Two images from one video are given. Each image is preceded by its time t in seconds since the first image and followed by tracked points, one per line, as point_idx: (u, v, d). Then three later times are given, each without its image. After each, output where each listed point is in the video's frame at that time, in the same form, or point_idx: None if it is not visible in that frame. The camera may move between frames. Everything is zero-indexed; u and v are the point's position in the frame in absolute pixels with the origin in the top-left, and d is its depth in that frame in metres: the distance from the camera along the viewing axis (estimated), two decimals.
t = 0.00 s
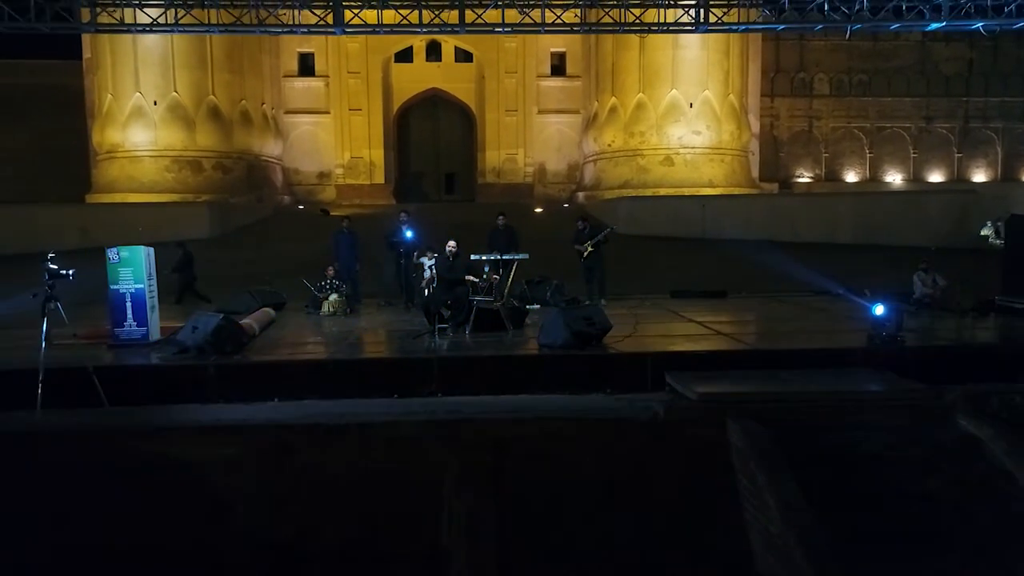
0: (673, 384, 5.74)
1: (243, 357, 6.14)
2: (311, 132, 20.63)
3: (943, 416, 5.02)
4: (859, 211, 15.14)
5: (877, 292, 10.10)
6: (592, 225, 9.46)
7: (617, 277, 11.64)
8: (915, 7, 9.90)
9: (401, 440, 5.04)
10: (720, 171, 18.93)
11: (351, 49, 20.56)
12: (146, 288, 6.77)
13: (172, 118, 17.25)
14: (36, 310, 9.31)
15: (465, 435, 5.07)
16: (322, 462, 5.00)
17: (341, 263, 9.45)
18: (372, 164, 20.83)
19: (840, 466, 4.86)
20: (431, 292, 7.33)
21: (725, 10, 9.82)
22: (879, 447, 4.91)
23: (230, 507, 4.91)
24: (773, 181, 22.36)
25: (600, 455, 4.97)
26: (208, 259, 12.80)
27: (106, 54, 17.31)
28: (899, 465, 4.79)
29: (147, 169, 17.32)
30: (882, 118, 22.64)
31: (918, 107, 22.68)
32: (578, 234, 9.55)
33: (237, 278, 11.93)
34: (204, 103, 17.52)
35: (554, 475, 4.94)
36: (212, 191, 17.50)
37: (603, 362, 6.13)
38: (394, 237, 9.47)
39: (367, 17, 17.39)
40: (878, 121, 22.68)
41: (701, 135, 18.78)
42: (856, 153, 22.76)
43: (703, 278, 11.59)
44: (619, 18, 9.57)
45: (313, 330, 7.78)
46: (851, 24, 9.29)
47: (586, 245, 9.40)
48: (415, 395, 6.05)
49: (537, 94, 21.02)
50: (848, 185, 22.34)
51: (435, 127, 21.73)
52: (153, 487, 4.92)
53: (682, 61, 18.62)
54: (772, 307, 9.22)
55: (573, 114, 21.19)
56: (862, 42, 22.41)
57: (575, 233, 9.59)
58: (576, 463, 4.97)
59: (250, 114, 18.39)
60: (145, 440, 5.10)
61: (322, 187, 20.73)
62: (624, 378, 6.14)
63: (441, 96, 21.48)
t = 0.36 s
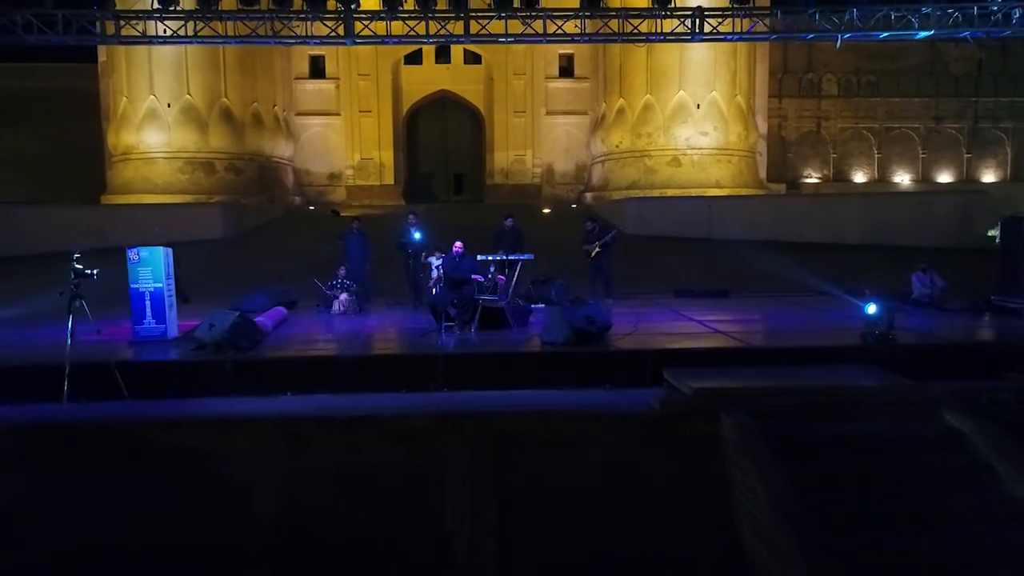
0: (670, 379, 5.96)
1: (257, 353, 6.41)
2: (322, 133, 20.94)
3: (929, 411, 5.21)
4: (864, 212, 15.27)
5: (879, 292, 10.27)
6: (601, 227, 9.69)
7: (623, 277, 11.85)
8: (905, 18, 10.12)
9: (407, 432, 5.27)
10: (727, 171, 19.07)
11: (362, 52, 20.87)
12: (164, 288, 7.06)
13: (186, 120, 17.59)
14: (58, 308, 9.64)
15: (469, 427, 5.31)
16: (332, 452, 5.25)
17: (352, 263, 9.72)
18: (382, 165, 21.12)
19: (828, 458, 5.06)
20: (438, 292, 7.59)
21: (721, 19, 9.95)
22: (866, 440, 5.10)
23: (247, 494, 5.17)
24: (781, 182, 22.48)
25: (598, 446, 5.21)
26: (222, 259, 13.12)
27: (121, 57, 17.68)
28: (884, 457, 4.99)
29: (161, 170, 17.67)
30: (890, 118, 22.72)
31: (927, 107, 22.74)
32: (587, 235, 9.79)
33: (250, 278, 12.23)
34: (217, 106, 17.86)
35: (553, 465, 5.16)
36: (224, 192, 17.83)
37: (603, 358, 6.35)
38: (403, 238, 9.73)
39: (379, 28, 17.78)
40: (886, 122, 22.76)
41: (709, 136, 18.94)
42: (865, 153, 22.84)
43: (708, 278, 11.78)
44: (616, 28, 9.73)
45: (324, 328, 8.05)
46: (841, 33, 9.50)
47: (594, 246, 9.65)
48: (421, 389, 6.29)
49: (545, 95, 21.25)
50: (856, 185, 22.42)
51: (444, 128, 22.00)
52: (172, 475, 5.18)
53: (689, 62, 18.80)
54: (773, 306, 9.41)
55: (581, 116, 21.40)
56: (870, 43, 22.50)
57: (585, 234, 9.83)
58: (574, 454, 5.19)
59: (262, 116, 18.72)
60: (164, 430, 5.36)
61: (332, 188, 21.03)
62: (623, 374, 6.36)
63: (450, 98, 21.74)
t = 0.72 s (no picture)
0: (666, 376, 6.18)
1: (269, 349, 6.68)
2: (331, 134, 21.22)
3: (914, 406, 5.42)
4: (868, 213, 15.42)
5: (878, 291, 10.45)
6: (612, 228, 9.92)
7: (626, 277, 12.06)
8: (895, 28, 10.26)
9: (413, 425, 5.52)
10: (733, 173, 19.21)
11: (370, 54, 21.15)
12: (180, 287, 7.33)
13: (196, 122, 17.90)
14: (74, 307, 9.93)
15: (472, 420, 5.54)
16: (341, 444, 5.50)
17: (360, 262, 9.95)
18: (390, 166, 21.41)
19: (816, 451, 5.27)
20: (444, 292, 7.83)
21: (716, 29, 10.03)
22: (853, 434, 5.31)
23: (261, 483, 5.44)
24: (787, 182, 22.60)
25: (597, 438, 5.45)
26: (233, 259, 13.41)
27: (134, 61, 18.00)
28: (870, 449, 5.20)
29: (172, 171, 17.99)
30: (896, 118, 22.82)
31: (933, 108, 22.83)
32: (598, 236, 10.00)
33: (261, 278, 12.51)
34: (227, 108, 18.17)
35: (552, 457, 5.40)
36: (233, 194, 18.13)
37: (602, 356, 6.58)
38: (409, 239, 9.97)
39: (388, 37, 18.08)
40: (892, 122, 22.85)
41: (714, 137, 19.09)
42: (870, 153, 22.95)
43: (710, 278, 11.98)
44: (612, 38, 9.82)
45: (333, 326, 8.30)
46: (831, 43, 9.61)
47: (604, 247, 9.88)
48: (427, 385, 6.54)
49: (551, 97, 21.49)
50: (862, 186, 22.52)
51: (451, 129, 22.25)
52: (189, 465, 5.44)
53: (694, 64, 18.96)
54: (772, 306, 9.60)
55: (587, 117, 21.61)
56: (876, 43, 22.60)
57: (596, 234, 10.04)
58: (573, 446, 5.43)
59: (271, 118, 19.03)
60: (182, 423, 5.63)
61: (340, 189, 21.31)
62: (622, 370, 6.59)
63: (457, 99, 21.99)
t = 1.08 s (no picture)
0: (663, 373, 6.42)
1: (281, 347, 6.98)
2: (339, 136, 21.51)
3: (898, 401, 5.67)
4: (871, 214, 15.60)
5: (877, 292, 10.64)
6: (616, 229, 10.13)
7: (628, 278, 12.29)
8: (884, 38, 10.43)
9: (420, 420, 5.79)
10: (737, 174, 19.38)
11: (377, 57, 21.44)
12: (195, 288, 7.60)
13: (206, 125, 18.20)
14: (90, 307, 10.23)
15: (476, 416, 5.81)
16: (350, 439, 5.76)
17: (368, 264, 10.13)
18: (396, 168, 21.69)
19: (804, 445, 5.51)
20: (449, 292, 8.08)
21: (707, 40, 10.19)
22: (841, 429, 5.55)
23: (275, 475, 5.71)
24: (792, 183, 22.75)
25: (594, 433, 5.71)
26: (243, 260, 13.71)
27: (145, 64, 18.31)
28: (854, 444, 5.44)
29: (182, 173, 18.31)
30: (901, 120, 22.94)
31: (938, 109, 22.95)
32: (603, 237, 10.23)
33: (271, 279, 12.79)
34: (237, 111, 18.48)
35: (552, 450, 5.66)
36: (242, 195, 18.41)
37: (601, 354, 6.83)
38: (415, 241, 10.23)
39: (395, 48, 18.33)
40: (897, 124, 22.97)
41: (718, 139, 19.27)
42: (875, 155, 23.08)
43: (711, 279, 12.20)
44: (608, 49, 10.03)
45: (341, 325, 8.57)
46: (821, 53, 9.73)
47: (608, 248, 10.09)
48: (432, 381, 6.81)
49: (557, 99, 21.73)
50: (867, 187, 22.65)
51: (457, 130, 22.50)
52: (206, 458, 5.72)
53: (699, 67, 19.14)
54: (772, 307, 9.82)
55: (593, 118, 21.83)
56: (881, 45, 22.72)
57: (600, 236, 10.26)
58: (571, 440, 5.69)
59: (280, 120, 19.34)
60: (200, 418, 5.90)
61: (348, 190, 21.61)
62: (620, 368, 6.85)
63: (463, 101, 22.25)
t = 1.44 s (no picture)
0: (657, 372, 6.65)
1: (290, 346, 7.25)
2: (344, 138, 21.78)
3: (882, 399, 5.89)
4: (871, 215, 15.79)
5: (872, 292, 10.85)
6: (616, 231, 10.30)
7: (629, 279, 12.52)
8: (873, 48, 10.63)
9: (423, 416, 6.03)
10: (739, 175, 19.58)
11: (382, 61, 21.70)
12: (206, 289, 7.86)
13: (213, 127, 18.51)
14: (102, 307, 10.51)
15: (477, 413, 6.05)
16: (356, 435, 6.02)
17: (373, 265, 10.28)
18: (401, 169, 21.95)
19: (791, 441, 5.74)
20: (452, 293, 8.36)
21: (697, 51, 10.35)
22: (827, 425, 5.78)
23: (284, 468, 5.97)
24: (794, 184, 22.92)
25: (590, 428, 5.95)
26: (250, 261, 13.99)
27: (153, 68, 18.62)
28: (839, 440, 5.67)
29: (190, 175, 18.62)
30: (903, 121, 23.10)
31: (940, 110, 23.11)
32: (604, 239, 10.41)
33: (278, 279, 13.07)
34: (244, 113, 18.76)
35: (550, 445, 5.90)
36: (249, 197, 18.70)
37: (599, 354, 7.07)
38: (419, 243, 10.47)
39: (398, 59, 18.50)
40: (899, 125, 23.13)
41: (721, 141, 19.49)
42: (877, 156, 23.24)
43: (711, 280, 12.42)
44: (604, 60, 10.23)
45: (348, 325, 8.83)
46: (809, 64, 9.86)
47: (608, 250, 10.30)
48: (435, 379, 7.06)
49: (560, 101, 21.98)
50: (869, 188, 22.82)
51: (462, 130, 22.76)
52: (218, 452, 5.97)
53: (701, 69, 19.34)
54: (769, 307, 10.04)
55: (596, 120, 22.06)
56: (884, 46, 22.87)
57: (602, 237, 10.45)
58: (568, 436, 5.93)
59: (286, 123, 19.62)
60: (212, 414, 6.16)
61: (353, 191, 21.88)
62: (616, 367, 7.08)
63: (468, 103, 22.51)
